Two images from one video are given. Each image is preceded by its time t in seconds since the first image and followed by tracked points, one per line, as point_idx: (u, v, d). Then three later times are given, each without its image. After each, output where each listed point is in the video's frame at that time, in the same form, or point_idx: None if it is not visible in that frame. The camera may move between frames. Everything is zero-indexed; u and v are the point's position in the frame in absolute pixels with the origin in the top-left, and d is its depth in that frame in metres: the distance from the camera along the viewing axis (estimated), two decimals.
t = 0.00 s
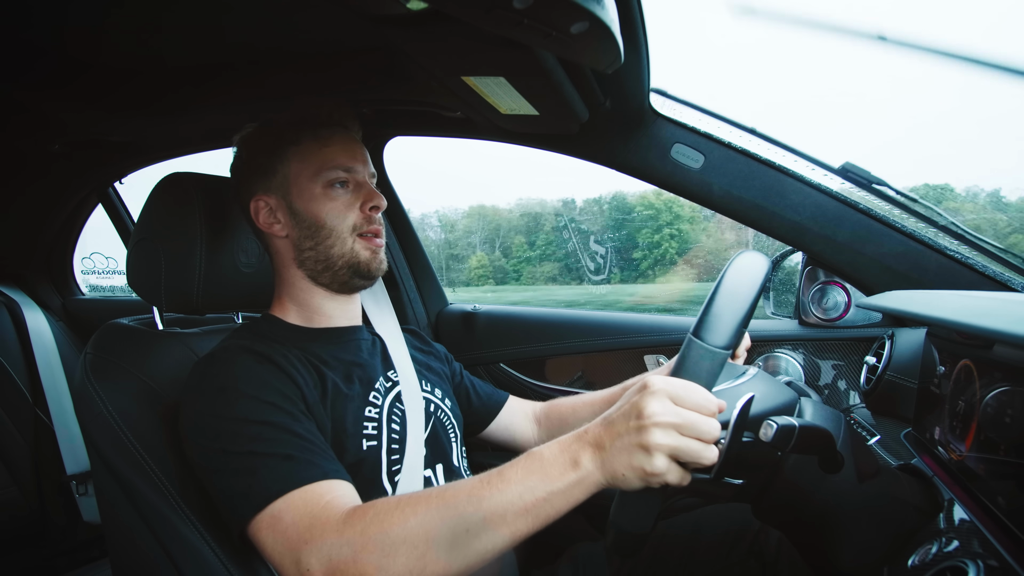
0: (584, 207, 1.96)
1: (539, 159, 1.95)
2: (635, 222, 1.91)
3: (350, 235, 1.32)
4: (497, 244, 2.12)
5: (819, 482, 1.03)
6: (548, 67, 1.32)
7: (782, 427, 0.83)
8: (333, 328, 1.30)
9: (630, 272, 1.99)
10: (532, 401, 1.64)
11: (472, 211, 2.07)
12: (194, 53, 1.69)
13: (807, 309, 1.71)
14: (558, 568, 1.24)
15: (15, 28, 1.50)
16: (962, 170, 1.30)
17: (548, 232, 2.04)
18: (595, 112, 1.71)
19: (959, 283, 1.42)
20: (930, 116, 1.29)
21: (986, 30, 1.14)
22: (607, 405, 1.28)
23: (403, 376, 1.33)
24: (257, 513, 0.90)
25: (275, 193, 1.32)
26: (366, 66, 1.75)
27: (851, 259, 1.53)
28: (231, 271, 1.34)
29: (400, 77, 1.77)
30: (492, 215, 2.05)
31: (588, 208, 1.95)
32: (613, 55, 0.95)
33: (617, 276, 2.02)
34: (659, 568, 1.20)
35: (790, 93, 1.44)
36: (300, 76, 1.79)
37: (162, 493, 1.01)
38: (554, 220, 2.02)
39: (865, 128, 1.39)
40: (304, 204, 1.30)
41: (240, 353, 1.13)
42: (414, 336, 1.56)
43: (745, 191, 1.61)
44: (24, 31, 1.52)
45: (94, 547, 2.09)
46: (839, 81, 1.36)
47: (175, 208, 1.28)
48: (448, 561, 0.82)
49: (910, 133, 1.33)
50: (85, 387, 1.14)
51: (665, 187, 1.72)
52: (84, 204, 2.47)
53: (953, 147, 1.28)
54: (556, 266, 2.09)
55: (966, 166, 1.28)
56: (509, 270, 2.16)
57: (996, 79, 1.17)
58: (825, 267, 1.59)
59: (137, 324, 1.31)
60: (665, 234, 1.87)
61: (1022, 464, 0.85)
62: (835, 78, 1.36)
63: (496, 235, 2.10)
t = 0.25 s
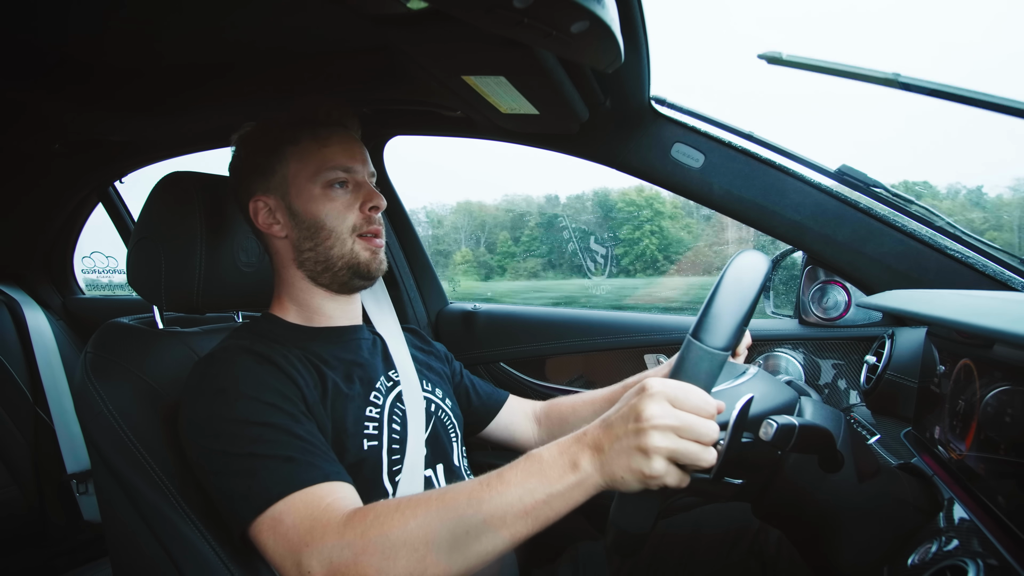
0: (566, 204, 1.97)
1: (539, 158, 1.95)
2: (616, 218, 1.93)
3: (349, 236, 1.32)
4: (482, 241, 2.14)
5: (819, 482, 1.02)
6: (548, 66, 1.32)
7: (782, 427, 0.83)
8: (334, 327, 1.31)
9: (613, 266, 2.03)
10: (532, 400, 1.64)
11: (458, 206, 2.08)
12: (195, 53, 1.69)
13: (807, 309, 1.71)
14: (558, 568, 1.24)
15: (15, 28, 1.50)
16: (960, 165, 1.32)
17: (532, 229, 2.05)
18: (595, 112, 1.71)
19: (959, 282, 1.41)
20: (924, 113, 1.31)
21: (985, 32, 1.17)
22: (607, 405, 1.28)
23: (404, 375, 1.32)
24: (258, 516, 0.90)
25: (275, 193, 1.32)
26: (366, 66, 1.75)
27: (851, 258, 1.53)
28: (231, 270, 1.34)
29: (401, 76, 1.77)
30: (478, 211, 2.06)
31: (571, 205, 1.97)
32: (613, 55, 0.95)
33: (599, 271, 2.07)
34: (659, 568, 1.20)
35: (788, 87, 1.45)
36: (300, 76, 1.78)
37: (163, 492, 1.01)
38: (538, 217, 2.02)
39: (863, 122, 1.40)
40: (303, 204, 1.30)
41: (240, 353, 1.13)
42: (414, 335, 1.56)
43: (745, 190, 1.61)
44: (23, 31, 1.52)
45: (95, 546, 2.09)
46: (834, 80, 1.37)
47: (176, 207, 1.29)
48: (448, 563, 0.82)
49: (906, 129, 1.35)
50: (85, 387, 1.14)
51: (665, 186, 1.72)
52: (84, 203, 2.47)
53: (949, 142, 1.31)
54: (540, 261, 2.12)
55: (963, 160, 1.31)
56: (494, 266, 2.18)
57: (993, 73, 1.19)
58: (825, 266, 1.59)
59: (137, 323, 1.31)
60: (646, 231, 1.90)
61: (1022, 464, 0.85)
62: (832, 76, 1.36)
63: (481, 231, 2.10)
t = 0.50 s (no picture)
0: (548, 203, 2.04)
1: (539, 158, 1.95)
2: (598, 214, 2.00)
3: (351, 236, 1.32)
4: (467, 238, 2.22)
5: (820, 482, 1.04)
6: (548, 66, 1.32)
7: (782, 427, 0.83)
8: (336, 325, 1.30)
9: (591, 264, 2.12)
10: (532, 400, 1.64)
11: (445, 204, 2.17)
12: (194, 52, 1.69)
13: (807, 308, 1.71)
14: (558, 568, 1.24)
15: (14, 27, 1.49)
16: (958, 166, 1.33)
17: (516, 226, 2.12)
18: (595, 112, 1.71)
19: (959, 282, 1.41)
20: (922, 110, 1.31)
21: (981, 30, 1.18)
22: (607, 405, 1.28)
23: (405, 374, 1.32)
24: (258, 511, 0.90)
25: (277, 193, 1.31)
26: (366, 65, 1.75)
27: (852, 258, 1.53)
28: (231, 270, 1.34)
29: (401, 76, 1.77)
30: (464, 208, 2.13)
31: (551, 204, 2.04)
32: (613, 54, 0.95)
33: (578, 269, 2.14)
34: (659, 568, 1.20)
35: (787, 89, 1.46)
36: (300, 75, 1.78)
37: (162, 491, 1.01)
38: (522, 214, 2.09)
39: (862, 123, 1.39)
40: (306, 204, 1.30)
41: (241, 350, 1.13)
42: (416, 334, 1.56)
43: (744, 190, 1.61)
44: (22, 30, 1.52)
45: (94, 547, 2.09)
46: (834, 80, 1.39)
47: (176, 207, 1.29)
48: (448, 560, 0.82)
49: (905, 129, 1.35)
50: (85, 387, 1.14)
51: (665, 186, 1.72)
52: (83, 203, 2.47)
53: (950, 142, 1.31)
54: (522, 259, 2.18)
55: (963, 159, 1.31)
56: (478, 262, 2.26)
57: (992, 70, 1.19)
58: (826, 266, 1.59)
59: (137, 323, 1.31)
60: (625, 229, 1.98)
61: (1022, 464, 0.85)
62: (833, 76, 1.39)
63: (466, 229, 2.19)
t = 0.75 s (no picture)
0: (533, 205, 2.04)
1: (538, 158, 1.95)
2: (580, 221, 2.02)
3: (356, 237, 1.32)
4: (453, 240, 2.23)
5: (820, 482, 1.03)
6: (548, 67, 1.32)
7: (782, 427, 0.83)
8: (337, 327, 1.30)
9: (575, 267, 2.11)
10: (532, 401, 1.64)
11: (431, 206, 2.17)
12: (194, 52, 1.69)
13: (807, 309, 1.71)
14: (558, 568, 1.25)
15: (14, 28, 1.49)
16: (960, 168, 1.30)
17: (501, 228, 2.10)
18: (595, 113, 1.71)
19: (959, 282, 1.41)
20: (922, 110, 1.30)
21: (982, 30, 1.20)
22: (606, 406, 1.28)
23: (405, 375, 1.32)
24: (258, 514, 0.90)
25: (283, 192, 1.32)
26: (366, 66, 1.75)
27: (851, 259, 1.53)
28: (232, 270, 1.34)
29: (401, 77, 1.77)
30: (450, 210, 2.12)
31: (535, 206, 2.04)
32: (613, 55, 0.95)
33: (562, 271, 2.14)
34: (659, 568, 1.19)
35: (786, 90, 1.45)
36: (301, 76, 1.78)
37: (162, 492, 1.01)
38: (506, 217, 2.07)
39: (863, 125, 1.39)
40: (311, 204, 1.30)
41: (241, 352, 1.13)
42: (415, 335, 1.56)
43: (744, 191, 1.61)
44: (23, 31, 1.52)
45: (94, 547, 2.09)
46: (838, 81, 1.37)
47: (176, 207, 1.29)
48: (449, 561, 0.82)
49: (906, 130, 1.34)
50: (85, 387, 1.14)
51: (665, 187, 1.72)
52: (84, 203, 2.47)
53: (949, 144, 1.29)
54: (507, 261, 2.18)
55: (962, 163, 1.30)
56: (464, 265, 2.27)
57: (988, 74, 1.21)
58: (826, 267, 1.59)
59: (137, 324, 1.31)
60: (608, 231, 1.99)
61: (1022, 464, 0.85)
62: (834, 76, 1.37)
63: (453, 231, 2.19)
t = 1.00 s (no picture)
0: (519, 206, 2.04)
1: (538, 159, 1.95)
2: (564, 224, 2.03)
3: (358, 238, 1.32)
4: (442, 239, 2.26)
5: (820, 483, 1.04)
6: (548, 66, 1.32)
7: (782, 427, 0.83)
8: (338, 329, 1.30)
9: (561, 267, 2.11)
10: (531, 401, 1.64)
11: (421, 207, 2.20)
12: (194, 52, 1.69)
13: (807, 309, 1.71)
14: (558, 568, 1.25)
15: (14, 27, 1.49)
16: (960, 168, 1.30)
17: (489, 228, 2.10)
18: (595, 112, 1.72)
19: (959, 282, 1.41)
20: (923, 109, 1.30)
21: (982, 30, 1.20)
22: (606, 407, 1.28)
23: (404, 376, 1.32)
24: (259, 515, 0.90)
25: (285, 191, 1.32)
26: (366, 66, 1.75)
27: (851, 259, 1.53)
28: (232, 270, 1.34)
29: (401, 77, 1.77)
30: (438, 210, 2.14)
31: (521, 206, 2.04)
32: (613, 55, 0.95)
33: (548, 271, 2.13)
34: (659, 568, 1.19)
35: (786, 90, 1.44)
36: (301, 76, 1.78)
37: (162, 492, 1.01)
38: (493, 216, 2.07)
39: (864, 125, 1.38)
40: (312, 204, 1.30)
41: (241, 354, 1.13)
42: (414, 336, 1.56)
43: (744, 191, 1.61)
44: (22, 30, 1.52)
45: (94, 547, 2.09)
46: (838, 81, 1.37)
47: (176, 206, 1.29)
48: (449, 562, 0.82)
49: (906, 130, 1.34)
50: (85, 387, 1.14)
51: (665, 187, 1.72)
52: (84, 203, 2.47)
53: (949, 143, 1.29)
54: (494, 262, 2.18)
55: (962, 163, 1.29)
56: (452, 265, 2.29)
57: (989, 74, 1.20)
58: (826, 267, 1.59)
59: (137, 324, 1.31)
60: (592, 233, 2.01)
61: (1022, 464, 0.85)
62: (835, 77, 1.37)
63: (441, 231, 2.22)
